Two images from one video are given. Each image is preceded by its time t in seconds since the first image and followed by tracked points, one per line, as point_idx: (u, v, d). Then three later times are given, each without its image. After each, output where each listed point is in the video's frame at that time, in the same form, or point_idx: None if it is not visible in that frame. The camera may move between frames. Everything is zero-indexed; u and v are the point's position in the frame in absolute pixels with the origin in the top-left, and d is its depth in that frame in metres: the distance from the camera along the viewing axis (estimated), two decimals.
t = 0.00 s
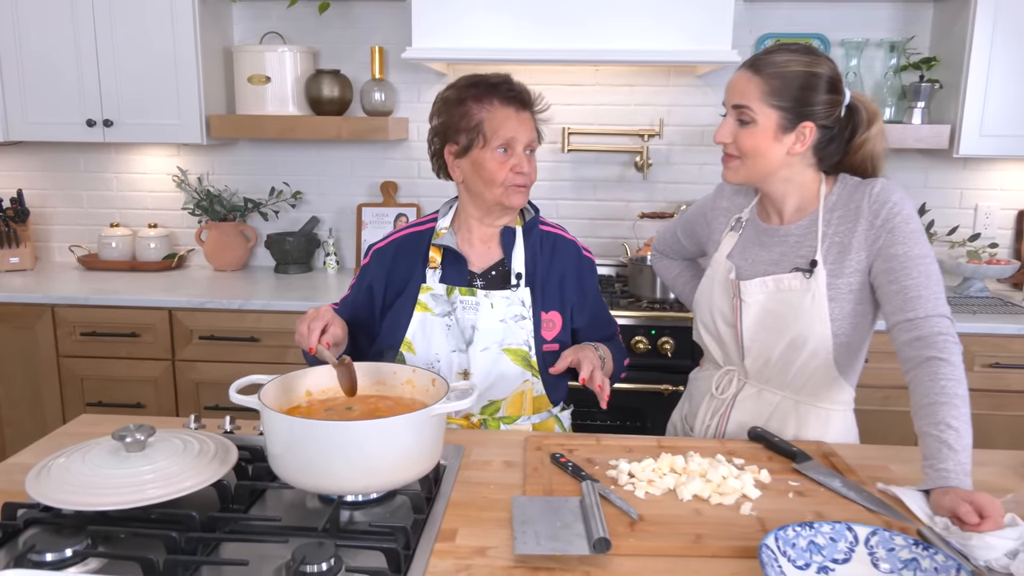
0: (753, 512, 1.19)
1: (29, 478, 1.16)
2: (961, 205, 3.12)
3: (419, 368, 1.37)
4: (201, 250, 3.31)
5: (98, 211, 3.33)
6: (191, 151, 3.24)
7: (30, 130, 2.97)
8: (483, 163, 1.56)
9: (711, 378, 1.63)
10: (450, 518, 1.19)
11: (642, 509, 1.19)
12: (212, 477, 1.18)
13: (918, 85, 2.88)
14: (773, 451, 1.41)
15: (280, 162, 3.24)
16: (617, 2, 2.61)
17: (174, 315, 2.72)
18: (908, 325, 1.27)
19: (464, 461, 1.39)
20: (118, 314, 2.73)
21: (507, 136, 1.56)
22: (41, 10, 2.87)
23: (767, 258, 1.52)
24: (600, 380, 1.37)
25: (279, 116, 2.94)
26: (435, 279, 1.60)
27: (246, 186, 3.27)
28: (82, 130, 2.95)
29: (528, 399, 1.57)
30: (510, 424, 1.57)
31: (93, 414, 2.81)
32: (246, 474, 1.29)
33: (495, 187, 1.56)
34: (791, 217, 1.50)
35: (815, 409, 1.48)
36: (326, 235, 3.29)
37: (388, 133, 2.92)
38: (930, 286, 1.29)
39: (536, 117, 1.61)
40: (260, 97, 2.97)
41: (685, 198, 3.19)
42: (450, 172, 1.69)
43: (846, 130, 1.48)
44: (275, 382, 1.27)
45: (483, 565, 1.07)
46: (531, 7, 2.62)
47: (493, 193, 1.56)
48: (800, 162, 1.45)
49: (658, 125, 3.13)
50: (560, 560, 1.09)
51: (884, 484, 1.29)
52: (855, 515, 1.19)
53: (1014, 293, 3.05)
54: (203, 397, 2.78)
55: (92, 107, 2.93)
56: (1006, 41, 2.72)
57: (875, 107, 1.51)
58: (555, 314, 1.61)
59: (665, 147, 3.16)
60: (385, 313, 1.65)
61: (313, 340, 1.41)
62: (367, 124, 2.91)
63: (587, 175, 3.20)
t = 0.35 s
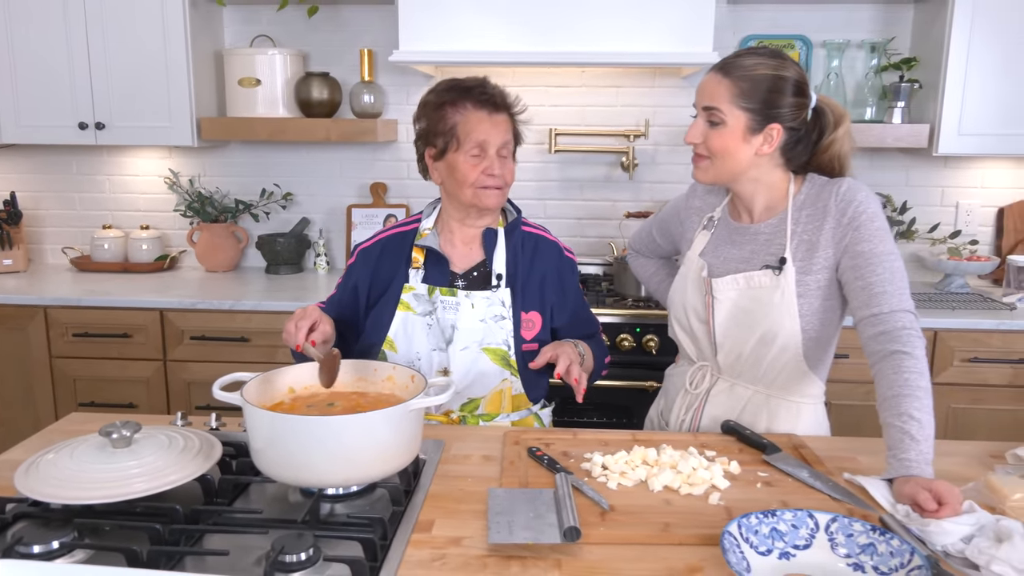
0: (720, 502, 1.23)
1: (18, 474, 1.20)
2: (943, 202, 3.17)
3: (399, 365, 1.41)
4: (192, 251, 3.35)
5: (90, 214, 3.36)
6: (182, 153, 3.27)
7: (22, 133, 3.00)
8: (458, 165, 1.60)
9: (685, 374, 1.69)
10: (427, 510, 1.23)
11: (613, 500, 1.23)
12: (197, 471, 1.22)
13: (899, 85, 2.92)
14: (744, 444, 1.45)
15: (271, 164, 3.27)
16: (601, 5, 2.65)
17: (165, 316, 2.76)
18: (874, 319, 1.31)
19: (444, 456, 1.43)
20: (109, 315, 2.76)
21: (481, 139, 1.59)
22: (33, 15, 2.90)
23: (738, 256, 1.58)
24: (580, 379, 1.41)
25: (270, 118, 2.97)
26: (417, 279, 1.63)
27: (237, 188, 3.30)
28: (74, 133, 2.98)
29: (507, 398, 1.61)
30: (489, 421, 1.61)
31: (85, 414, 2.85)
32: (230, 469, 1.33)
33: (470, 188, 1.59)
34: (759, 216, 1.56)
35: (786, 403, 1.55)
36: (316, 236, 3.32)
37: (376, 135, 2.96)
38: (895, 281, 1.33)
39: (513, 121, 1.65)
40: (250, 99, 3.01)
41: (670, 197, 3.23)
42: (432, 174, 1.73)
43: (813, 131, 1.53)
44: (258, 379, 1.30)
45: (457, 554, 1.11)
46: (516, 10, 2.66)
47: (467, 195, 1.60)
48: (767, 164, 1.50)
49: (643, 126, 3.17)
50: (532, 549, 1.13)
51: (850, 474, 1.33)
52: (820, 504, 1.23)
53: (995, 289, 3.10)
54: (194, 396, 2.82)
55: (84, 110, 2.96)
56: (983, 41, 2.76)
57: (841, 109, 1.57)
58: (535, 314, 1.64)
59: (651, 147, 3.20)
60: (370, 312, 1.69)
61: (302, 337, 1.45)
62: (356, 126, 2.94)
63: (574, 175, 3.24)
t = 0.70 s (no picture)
0: (685, 498, 1.24)
1: None
2: (924, 202, 3.18)
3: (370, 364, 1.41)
4: (176, 252, 3.35)
5: (75, 216, 3.36)
6: (166, 155, 3.28)
7: (4, 136, 3.00)
8: (399, 173, 1.56)
9: (657, 373, 1.75)
10: (394, 508, 1.24)
11: (579, 497, 1.24)
12: (166, 470, 1.23)
13: (879, 85, 2.95)
14: (713, 441, 1.46)
15: (255, 166, 3.28)
16: (581, 6, 2.66)
17: (148, 317, 2.76)
18: (840, 317, 1.34)
19: (414, 454, 1.44)
20: (92, 317, 2.76)
21: (411, 144, 1.51)
22: (14, 17, 2.90)
23: (706, 256, 1.62)
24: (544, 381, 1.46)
25: (253, 120, 2.98)
26: (388, 279, 1.63)
27: (221, 190, 3.31)
28: (57, 135, 2.98)
29: (473, 400, 1.62)
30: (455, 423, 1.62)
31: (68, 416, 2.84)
32: (198, 468, 1.33)
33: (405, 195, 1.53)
34: (731, 216, 1.60)
35: (755, 400, 1.62)
36: (301, 238, 3.33)
37: (359, 136, 2.96)
38: (860, 280, 1.36)
39: (464, 121, 1.54)
40: (233, 100, 3.01)
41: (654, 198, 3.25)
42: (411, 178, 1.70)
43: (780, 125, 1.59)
44: (225, 379, 1.31)
45: (421, 551, 1.12)
46: (497, 12, 2.67)
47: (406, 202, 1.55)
48: (743, 159, 1.55)
49: (626, 127, 3.18)
50: (495, 546, 1.14)
51: (817, 472, 1.33)
52: (784, 501, 1.24)
53: (976, 289, 3.11)
54: (177, 397, 2.82)
55: (67, 113, 2.96)
56: (962, 42, 2.78)
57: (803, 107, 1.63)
58: (504, 317, 1.64)
59: (634, 148, 3.21)
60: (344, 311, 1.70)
61: (274, 337, 1.42)
62: (339, 127, 2.95)
63: (558, 176, 3.26)
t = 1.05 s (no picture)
0: (658, 500, 1.23)
1: None
2: (918, 201, 3.17)
3: (346, 365, 1.41)
4: (170, 252, 3.35)
5: (68, 215, 3.37)
6: (160, 154, 3.28)
7: None
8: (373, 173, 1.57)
9: (637, 374, 1.77)
10: (366, 510, 1.24)
11: (551, 499, 1.24)
12: (140, 469, 1.23)
13: (871, 83, 2.94)
14: (692, 442, 1.45)
15: (247, 165, 3.28)
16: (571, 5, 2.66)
17: (139, 317, 2.76)
18: (811, 312, 1.34)
19: (390, 455, 1.43)
20: (82, 317, 2.77)
21: (381, 146, 1.53)
22: (6, 16, 2.90)
23: (682, 254, 1.67)
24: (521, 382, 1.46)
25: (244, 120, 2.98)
26: (367, 281, 1.63)
27: (214, 189, 3.31)
28: (49, 135, 2.99)
29: (452, 402, 1.62)
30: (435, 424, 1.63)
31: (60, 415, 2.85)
32: (171, 468, 1.33)
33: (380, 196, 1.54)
34: (709, 211, 1.64)
35: (735, 398, 1.64)
36: (293, 238, 3.32)
37: (350, 136, 2.96)
38: (832, 274, 1.36)
39: (433, 119, 1.54)
40: (225, 100, 3.02)
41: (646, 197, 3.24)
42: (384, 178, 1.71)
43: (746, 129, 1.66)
44: (198, 379, 1.31)
45: (389, 553, 1.11)
46: (488, 10, 2.67)
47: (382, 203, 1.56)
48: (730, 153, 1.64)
49: (619, 126, 3.17)
50: (465, 547, 1.13)
51: (794, 473, 1.32)
52: (758, 502, 1.23)
53: (970, 288, 3.10)
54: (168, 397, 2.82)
55: (59, 112, 2.97)
56: (955, 40, 2.77)
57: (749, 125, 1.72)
58: (483, 317, 1.65)
59: (626, 147, 3.21)
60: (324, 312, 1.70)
61: (246, 337, 1.43)
62: (330, 126, 2.94)
63: (550, 175, 3.26)
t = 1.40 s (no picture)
0: (633, 505, 1.23)
1: None
2: (915, 203, 3.15)
3: (323, 369, 1.41)
4: (166, 257, 3.36)
5: (65, 221, 3.38)
6: (155, 160, 3.29)
7: None
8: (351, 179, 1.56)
9: (620, 379, 1.82)
10: (339, 514, 1.23)
11: (525, 503, 1.23)
12: (117, 473, 1.24)
13: (866, 85, 2.92)
14: (672, 446, 1.44)
15: (243, 171, 3.29)
16: (562, 8, 2.66)
17: (132, 322, 2.77)
18: (785, 308, 1.32)
19: (369, 460, 1.43)
20: (77, 322, 2.78)
21: (363, 149, 1.52)
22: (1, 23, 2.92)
23: (660, 254, 1.70)
24: (502, 389, 1.46)
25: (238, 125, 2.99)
26: (349, 285, 1.62)
27: (209, 195, 3.32)
28: (45, 141, 3.01)
29: (434, 406, 1.62)
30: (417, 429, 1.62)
31: (55, 420, 2.86)
32: (147, 473, 1.33)
33: (361, 200, 1.54)
34: (689, 211, 1.66)
35: (718, 399, 1.67)
36: (289, 243, 3.33)
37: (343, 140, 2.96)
38: (806, 270, 1.35)
39: (413, 123, 1.55)
40: (220, 105, 3.03)
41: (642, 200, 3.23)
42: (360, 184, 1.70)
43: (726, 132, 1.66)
44: (174, 383, 1.30)
45: (359, 557, 1.11)
46: (479, 13, 2.67)
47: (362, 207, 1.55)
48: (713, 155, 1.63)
49: (613, 129, 3.17)
50: (435, 552, 1.13)
51: (772, 477, 1.31)
52: (733, 507, 1.22)
53: (968, 291, 3.07)
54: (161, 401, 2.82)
55: (54, 118, 2.98)
56: (949, 40, 2.75)
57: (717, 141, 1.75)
58: (466, 321, 1.63)
59: (621, 151, 3.20)
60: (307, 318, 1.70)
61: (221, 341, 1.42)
62: (322, 131, 2.95)
63: (545, 178, 3.25)
